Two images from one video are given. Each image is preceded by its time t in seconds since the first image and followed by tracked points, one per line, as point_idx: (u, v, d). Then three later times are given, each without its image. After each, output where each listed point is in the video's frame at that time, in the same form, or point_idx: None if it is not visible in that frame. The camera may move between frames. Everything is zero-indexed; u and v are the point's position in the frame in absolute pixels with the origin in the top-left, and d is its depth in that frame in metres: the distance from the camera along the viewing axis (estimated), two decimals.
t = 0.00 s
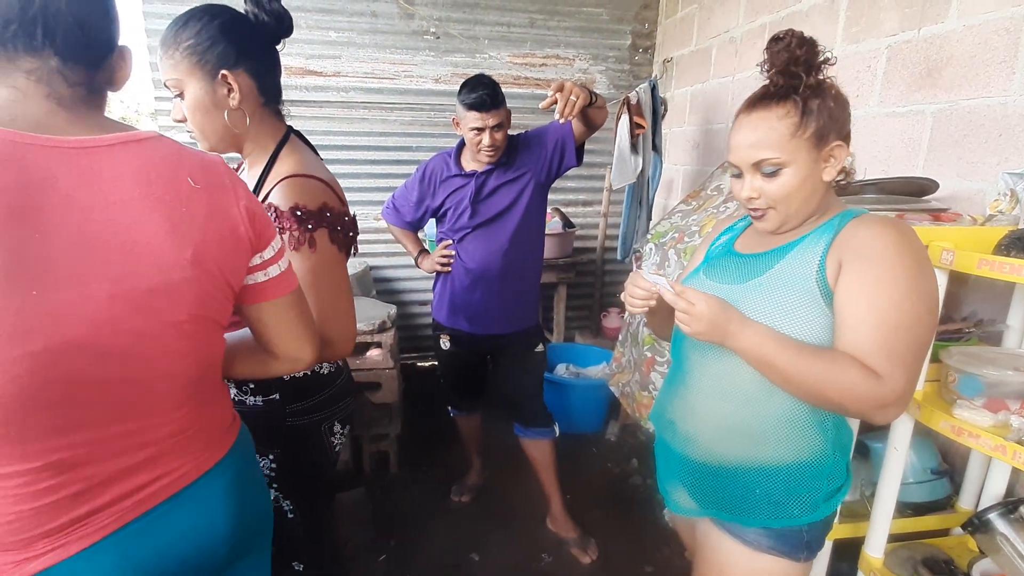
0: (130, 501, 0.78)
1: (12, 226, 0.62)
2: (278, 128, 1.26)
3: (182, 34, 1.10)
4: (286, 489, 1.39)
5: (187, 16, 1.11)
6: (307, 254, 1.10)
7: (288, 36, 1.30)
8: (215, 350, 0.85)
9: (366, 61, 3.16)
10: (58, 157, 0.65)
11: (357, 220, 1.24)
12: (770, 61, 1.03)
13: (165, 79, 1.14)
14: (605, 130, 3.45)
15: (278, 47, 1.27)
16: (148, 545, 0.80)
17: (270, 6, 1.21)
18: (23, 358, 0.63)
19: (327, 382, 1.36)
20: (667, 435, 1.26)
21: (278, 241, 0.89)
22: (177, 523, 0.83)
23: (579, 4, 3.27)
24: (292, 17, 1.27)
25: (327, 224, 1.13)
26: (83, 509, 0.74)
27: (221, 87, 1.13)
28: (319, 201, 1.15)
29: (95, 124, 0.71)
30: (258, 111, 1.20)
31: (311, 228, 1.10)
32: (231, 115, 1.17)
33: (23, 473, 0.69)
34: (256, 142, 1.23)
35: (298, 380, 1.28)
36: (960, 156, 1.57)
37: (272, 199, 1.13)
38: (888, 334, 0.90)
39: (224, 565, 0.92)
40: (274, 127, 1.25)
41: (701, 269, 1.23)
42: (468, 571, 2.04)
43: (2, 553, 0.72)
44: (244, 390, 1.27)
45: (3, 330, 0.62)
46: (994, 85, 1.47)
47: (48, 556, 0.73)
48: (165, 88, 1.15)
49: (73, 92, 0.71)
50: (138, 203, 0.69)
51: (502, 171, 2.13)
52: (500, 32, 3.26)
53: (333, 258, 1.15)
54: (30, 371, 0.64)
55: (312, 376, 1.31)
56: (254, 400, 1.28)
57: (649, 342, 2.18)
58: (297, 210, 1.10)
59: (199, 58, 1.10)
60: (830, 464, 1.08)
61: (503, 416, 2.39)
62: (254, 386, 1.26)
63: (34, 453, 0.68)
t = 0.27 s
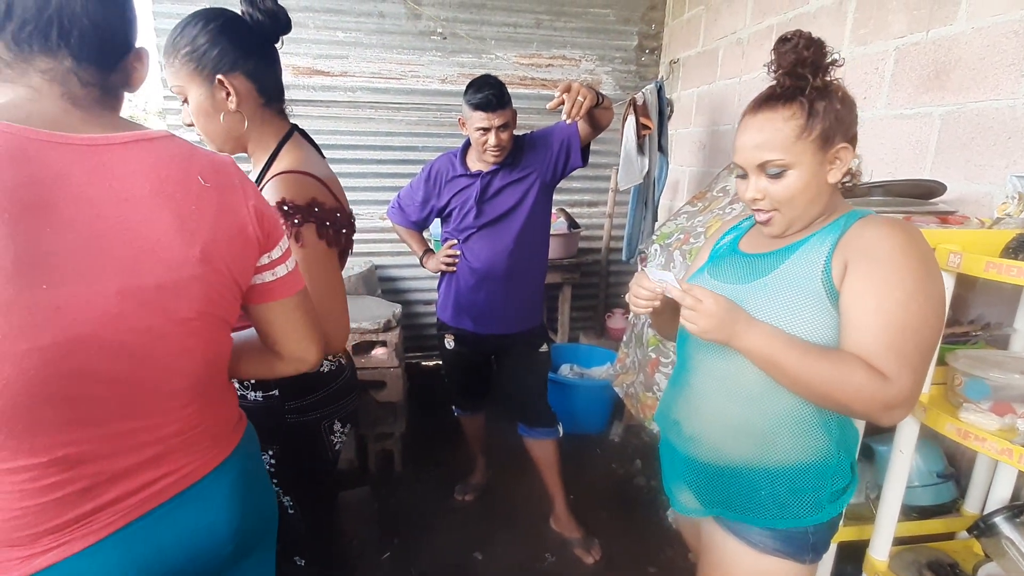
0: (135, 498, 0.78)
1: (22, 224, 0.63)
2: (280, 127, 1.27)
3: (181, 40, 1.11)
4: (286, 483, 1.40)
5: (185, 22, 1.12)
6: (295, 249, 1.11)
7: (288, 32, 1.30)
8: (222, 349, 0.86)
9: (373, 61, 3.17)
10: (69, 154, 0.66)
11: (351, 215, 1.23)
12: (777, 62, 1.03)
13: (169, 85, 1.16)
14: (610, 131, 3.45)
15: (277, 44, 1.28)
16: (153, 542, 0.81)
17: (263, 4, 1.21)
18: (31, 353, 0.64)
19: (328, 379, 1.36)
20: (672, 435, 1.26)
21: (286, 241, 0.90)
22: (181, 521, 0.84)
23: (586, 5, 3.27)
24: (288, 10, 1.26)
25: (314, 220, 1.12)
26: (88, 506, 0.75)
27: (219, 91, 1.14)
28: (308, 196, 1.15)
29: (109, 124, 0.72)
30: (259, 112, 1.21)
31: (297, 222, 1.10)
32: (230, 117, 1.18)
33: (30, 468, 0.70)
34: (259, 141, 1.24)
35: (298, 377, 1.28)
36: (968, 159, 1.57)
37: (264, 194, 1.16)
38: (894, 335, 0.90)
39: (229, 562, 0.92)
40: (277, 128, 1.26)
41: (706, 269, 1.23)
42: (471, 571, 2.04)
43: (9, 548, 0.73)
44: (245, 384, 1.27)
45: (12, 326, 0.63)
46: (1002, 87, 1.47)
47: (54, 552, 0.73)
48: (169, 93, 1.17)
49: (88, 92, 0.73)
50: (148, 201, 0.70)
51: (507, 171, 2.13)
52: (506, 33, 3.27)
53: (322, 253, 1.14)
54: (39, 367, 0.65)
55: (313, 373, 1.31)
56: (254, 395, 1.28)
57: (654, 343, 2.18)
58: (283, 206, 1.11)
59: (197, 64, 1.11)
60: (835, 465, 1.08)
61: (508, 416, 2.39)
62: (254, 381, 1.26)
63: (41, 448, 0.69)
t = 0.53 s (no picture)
0: (139, 494, 0.79)
1: (28, 220, 0.63)
2: (286, 125, 1.27)
3: (188, 43, 1.13)
4: (287, 478, 1.41)
5: (193, 25, 1.13)
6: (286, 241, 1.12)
7: (292, 31, 1.30)
8: (227, 347, 0.86)
9: (380, 61, 3.18)
10: (76, 151, 0.67)
11: (348, 209, 1.24)
12: (782, 63, 1.03)
13: (178, 87, 1.18)
14: (617, 132, 3.45)
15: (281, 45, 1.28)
16: (157, 538, 0.81)
17: (268, 5, 1.21)
18: (37, 347, 0.65)
19: (331, 375, 1.36)
20: (676, 437, 1.26)
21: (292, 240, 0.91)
22: (186, 518, 0.84)
23: (593, 6, 3.27)
24: (290, 9, 1.26)
25: (305, 213, 1.13)
26: (92, 501, 0.75)
27: (226, 92, 1.15)
28: (302, 189, 1.16)
29: (117, 121, 0.73)
30: (264, 112, 1.22)
31: (289, 214, 1.11)
32: (236, 117, 1.19)
33: (35, 462, 0.70)
34: (265, 141, 1.25)
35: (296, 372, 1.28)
36: (977, 161, 1.56)
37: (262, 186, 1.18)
38: (900, 338, 0.90)
39: (232, 559, 0.93)
40: (283, 126, 1.27)
41: (710, 270, 1.23)
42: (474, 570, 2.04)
43: (15, 542, 0.74)
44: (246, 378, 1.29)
45: (17, 321, 0.64)
46: (1012, 89, 1.46)
47: (60, 547, 0.74)
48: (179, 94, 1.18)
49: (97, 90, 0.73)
50: (153, 198, 0.70)
51: (512, 171, 2.14)
52: (513, 33, 3.27)
53: (315, 246, 1.15)
54: (44, 361, 0.66)
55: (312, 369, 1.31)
56: (255, 389, 1.30)
57: (659, 345, 2.17)
58: (277, 198, 1.13)
59: (204, 66, 1.12)
60: (840, 468, 1.07)
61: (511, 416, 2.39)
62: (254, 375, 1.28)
63: (46, 443, 0.70)
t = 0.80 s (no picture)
0: (143, 492, 0.79)
1: (37, 219, 0.63)
2: (292, 125, 1.27)
3: (197, 45, 1.13)
4: (290, 478, 1.41)
5: (202, 26, 1.14)
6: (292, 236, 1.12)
7: (298, 36, 1.31)
8: (231, 346, 0.87)
9: (385, 61, 3.19)
10: (83, 151, 0.67)
11: (352, 207, 1.24)
12: (785, 65, 1.02)
13: (186, 87, 1.18)
14: (621, 133, 3.44)
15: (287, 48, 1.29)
16: (159, 536, 0.81)
17: (276, 9, 1.23)
18: (44, 347, 0.65)
19: (334, 373, 1.37)
20: (677, 438, 1.26)
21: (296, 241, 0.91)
22: (189, 516, 0.85)
23: (598, 7, 3.27)
24: (298, 15, 1.28)
25: (311, 208, 1.13)
26: (96, 499, 0.75)
27: (235, 91, 1.16)
28: (308, 185, 1.16)
29: (125, 121, 0.73)
30: (272, 111, 1.22)
31: (295, 210, 1.12)
32: (244, 117, 1.19)
33: (41, 461, 0.70)
34: (271, 139, 1.25)
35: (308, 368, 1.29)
36: (984, 164, 1.55)
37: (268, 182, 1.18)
38: (902, 341, 0.89)
39: (234, 557, 0.93)
40: (289, 125, 1.27)
41: (713, 272, 1.23)
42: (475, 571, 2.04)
43: (19, 539, 0.74)
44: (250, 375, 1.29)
45: (26, 321, 0.63)
46: (1020, 91, 1.45)
47: (65, 543, 0.74)
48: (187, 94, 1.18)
49: (107, 92, 0.73)
50: (160, 199, 0.70)
51: (515, 171, 2.13)
52: (518, 34, 3.27)
53: (320, 242, 1.15)
54: (52, 360, 0.66)
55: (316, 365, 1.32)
56: (259, 386, 1.30)
57: (662, 346, 2.17)
58: (283, 194, 1.13)
59: (212, 66, 1.13)
60: (842, 472, 1.07)
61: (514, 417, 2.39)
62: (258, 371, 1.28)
63: (52, 442, 0.70)
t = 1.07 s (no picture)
0: (146, 489, 0.79)
1: (45, 217, 0.63)
2: (296, 124, 1.27)
3: (206, 43, 1.13)
4: (293, 476, 1.41)
5: (210, 25, 1.14)
6: (303, 232, 1.11)
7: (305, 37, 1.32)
8: (236, 344, 0.87)
9: (389, 60, 3.19)
10: (90, 150, 0.67)
11: (359, 205, 1.24)
12: (787, 66, 1.02)
13: (193, 86, 1.18)
14: (624, 133, 3.44)
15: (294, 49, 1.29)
16: (162, 533, 0.81)
17: (285, 10, 1.23)
18: (52, 345, 0.65)
19: (336, 371, 1.37)
20: (678, 439, 1.26)
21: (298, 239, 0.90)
22: (191, 512, 0.84)
23: (602, 7, 3.26)
24: (306, 17, 1.28)
25: (323, 205, 1.13)
26: (100, 496, 0.75)
27: (243, 90, 1.16)
28: (318, 183, 1.16)
29: (130, 119, 0.73)
30: (278, 110, 1.22)
31: (307, 206, 1.11)
32: (252, 115, 1.19)
33: (46, 458, 0.70)
34: (277, 137, 1.25)
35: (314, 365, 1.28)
36: (990, 165, 1.54)
37: (276, 180, 1.17)
38: (905, 343, 0.89)
39: (236, 555, 0.93)
40: (294, 124, 1.27)
41: (715, 273, 1.22)
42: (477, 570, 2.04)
43: (22, 536, 0.73)
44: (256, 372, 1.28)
45: (34, 318, 0.63)
46: None
47: (68, 539, 0.74)
48: (193, 92, 1.18)
49: (114, 90, 0.73)
50: (167, 197, 0.70)
51: (518, 171, 2.13)
52: (522, 33, 3.26)
53: (330, 239, 1.15)
54: (60, 357, 0.65)
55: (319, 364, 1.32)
56: (264, 382, 1.29)
57: (665, 347, 2.16)
58: (296, 190, 1.12)
59: (221, 64, 1.12)
60: (844, 473, 1.06)
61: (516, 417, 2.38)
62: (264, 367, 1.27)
63: (59, 439, 0.70)
